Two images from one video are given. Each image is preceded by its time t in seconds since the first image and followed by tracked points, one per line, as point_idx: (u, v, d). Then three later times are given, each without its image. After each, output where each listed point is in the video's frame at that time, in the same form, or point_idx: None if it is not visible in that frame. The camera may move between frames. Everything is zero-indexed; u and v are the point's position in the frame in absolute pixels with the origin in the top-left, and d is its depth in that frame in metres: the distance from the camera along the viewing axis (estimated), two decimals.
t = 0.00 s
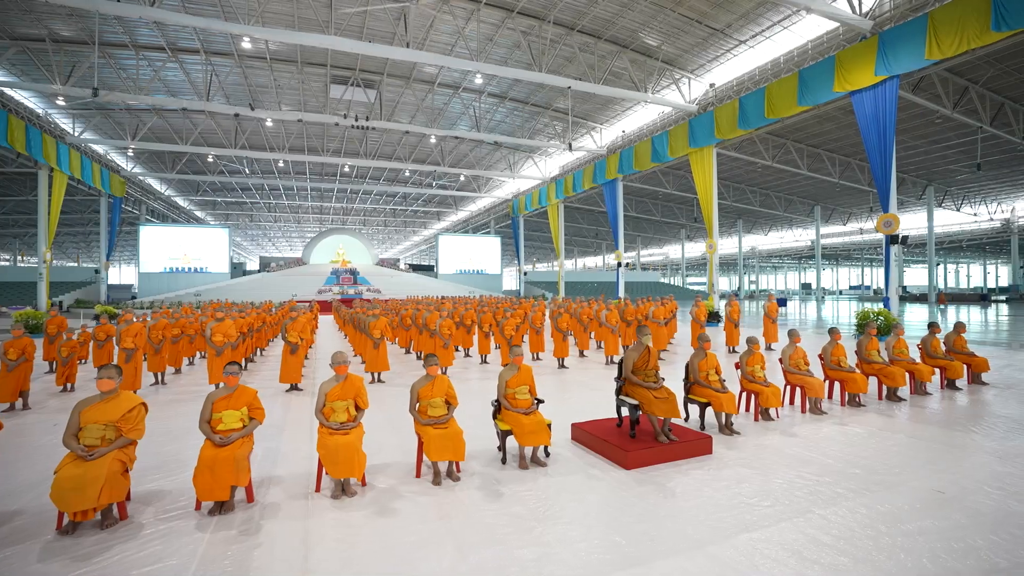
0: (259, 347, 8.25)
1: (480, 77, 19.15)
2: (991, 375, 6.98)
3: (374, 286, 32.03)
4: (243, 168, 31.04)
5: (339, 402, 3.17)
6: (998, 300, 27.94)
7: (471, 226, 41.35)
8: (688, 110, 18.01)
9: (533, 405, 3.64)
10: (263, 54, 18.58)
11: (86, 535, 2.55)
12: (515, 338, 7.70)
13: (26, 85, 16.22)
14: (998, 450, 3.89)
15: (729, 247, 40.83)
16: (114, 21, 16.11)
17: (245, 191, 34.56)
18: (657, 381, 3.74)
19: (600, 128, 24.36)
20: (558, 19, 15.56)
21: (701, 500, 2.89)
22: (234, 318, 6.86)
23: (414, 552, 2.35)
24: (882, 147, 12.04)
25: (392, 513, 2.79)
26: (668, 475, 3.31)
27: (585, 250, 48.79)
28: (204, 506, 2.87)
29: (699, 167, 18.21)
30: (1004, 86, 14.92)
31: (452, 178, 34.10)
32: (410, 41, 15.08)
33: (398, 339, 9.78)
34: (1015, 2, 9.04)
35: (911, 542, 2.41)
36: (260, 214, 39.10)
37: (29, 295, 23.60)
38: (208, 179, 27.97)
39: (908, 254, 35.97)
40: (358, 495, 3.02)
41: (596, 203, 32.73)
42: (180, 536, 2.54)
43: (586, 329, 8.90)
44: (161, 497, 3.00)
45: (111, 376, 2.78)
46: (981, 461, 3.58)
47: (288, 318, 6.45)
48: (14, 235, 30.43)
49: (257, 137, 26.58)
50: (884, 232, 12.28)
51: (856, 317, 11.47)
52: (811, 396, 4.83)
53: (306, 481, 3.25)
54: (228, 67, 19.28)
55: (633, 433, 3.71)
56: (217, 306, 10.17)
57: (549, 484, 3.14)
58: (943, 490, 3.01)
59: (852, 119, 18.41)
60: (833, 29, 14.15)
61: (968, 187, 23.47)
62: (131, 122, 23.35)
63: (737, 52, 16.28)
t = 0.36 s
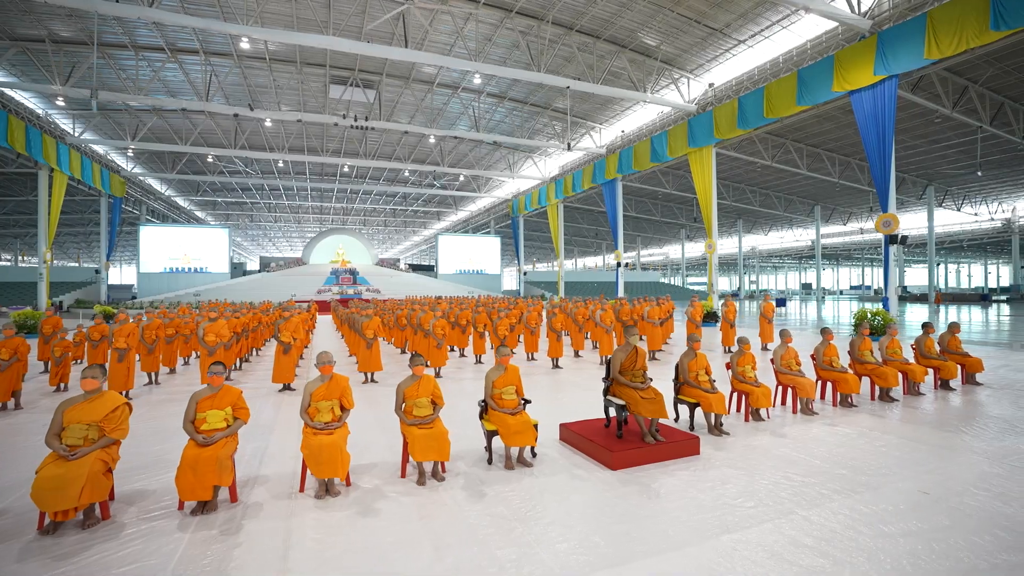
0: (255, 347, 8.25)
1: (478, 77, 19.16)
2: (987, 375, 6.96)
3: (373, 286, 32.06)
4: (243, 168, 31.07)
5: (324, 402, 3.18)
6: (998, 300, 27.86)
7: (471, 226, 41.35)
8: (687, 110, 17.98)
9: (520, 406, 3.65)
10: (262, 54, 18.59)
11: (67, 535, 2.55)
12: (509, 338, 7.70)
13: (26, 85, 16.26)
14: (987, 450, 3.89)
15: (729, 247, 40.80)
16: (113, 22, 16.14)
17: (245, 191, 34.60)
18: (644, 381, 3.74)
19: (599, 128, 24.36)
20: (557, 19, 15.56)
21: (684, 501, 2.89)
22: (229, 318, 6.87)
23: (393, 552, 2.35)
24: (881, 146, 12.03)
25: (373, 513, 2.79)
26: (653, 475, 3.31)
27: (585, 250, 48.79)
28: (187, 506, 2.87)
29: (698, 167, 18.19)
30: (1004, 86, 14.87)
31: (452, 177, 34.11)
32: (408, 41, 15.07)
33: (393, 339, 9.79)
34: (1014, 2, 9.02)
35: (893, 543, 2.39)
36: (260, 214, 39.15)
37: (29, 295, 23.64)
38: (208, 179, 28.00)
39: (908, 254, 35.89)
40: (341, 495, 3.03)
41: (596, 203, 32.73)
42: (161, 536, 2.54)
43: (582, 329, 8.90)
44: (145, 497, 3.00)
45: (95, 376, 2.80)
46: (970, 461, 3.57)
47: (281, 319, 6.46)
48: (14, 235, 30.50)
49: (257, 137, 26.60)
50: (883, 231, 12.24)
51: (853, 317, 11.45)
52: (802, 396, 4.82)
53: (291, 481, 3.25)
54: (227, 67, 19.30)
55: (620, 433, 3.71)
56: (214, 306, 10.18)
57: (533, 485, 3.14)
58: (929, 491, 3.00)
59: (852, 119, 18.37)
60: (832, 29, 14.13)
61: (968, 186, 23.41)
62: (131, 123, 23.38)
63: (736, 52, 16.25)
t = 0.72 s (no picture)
0: (250, 347, 8.25)
1: (478, 77, 19.18)
2: (984, 376, 6.90)
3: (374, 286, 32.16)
4: (245, 168, 31.16)
5: (307, 403, 3.19)
6: (1002, 300, 27.67)
7: (472, 225, 41.41)
8: (687, 109, 17.93)
9: (505, 406, 3.65)
10: (262, 55, 18.63)
11: (44, 536, 2.55)
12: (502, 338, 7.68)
13: (28, 87, 16.35)
14: (979, 451, 3.85)
15: (730, 247, 40.73)
16: (114, 23, 16.21)
17: (247, 191, 34.71)
18: (631, 381, 3.72)
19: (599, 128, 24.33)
20: (557, 18, 15.54)
21: (666, 502, 2.88)
22: (224, 318, 6.88)
23: (368, 554, 2.35)
24: (883, 144, 11.95)
25: (353, 514, 2.79)
26: (637, 476, 3.29)
27: (587, 250, 48.76)
28: (168, 506, 2.86)
29: (698, 167, 18.14)
30: (1007, 84, 14.75)
31: (452, 178, 34.14)
32: (408, 41, 15.07)
33: (389, 339, 9.80)
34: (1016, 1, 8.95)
35: (873, 547, 2.36)
36: (262, 215, 39.27)
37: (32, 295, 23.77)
38: (209, 179, 28.09)
39: (911, 254, 35.71)
40: (323, 496, 3.02)
41: (597, 203, 32.69)
42: (139, 536, 2.54)
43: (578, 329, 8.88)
44: (126, 498, 3.01)
45: (77, 376, 2.80)
46: (960, 463, 3.53)
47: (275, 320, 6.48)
48: (18, 235, 30.68)
49: (258, 138, 26.67)
50: (884, 231, 12.13)
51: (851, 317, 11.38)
52: (794, 397, 4.79)
53: (274, 481, 3.25)
54: (228, 68, 19.35)
55: (606, 434, 3.69)
56: (211, 306, 10.19)
57: (516, 486, 3.13)
58: (914, 494, 2.96)
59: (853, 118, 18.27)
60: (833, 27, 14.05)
61: (972, 186, 23.27)
62: (133, 124, 23.46)
63: (736, 51, 16.20)
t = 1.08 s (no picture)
0: (248, 347, 8.24)
1: (480, 77, 19.16)
2: (985, 376, 6.83)
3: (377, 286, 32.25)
4: (248, 169, 31.24)
5: (293, 402, 3.19)
6: (1009, 300, 27.43)
7: (475, 225, 41.45)
8: (689, 108, 17.86)
9: (493, 406, 3.65)
10: (265, 56, 18.69)
11: (27, 535, 2.56)
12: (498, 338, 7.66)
13: (33, 89, 16.46)
14: (974, 453, 3.80)
15: (734, 246, 40.57)
16: (118, 24, 16.29)
17: (250, 192, 34.85)
18: (620, 382, 3.70)
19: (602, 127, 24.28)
20: (558, 18, 15.49)
21: (652, 504, 2.84)
22: (222, 318, 6.88)
23: (346, 554, 2.35)
24: (886, 143, 11.88)
25: (336, 514, 2.78)
26: (625, 477, 3.26)
27: (590, 250, 48.71)
28: (151, 506, 2.87)
29: (700, 166, 18.09)
30: (1012, 82, 14.60)
31: (455, 178, 34.15)
32: (409, 41, 15.06)
33: (387, 339, 9.82)
34: None
35: (856, 549, 2.34)
36: (266, 215, 39.43)
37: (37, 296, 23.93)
38: (213, 180, 28.22)
39: (916, 253, 35.46)
40: (307, 496, 3.03)
41: (599, 203, 32.64)
42: (121, 535, 2.55)
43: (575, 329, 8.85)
44: (112, 496, 3.02)
45: (62, 376, 2.81)
46: (954, 464, 3.49)
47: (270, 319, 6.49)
48: (24, 235, 30.91)
49: (261, 138, 26.77)
50: (888, 230, 12.01)
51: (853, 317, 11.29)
52: (787, 398, 4.74)
53: (259, 481, 3.25)
54: (231, 68, 19.42)
55: (594, 435, 3.67)
56: (211, 306, 10.21)
57: (500, 487, 3.12)
58: (903, 496, 2.93)
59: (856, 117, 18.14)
60: (835, 26, 13.96)
61: (977, 185, 23.07)
62: (137, 124, 23.57)
63: (738, 50, 16.13)
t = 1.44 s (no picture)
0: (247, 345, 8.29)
1: (482, 77, 19.16)
2: (986, 377, 6.75)
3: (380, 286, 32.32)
4: (253, 169, 31.39)
5: (279, 402, 3.18)
6: (1016, 300, 27.16)
7: (479, 225, 41.51)
8: (693, 107, 17.78)
9: (481, 406, 3.64)
10: (267, 56, 18.76)
11: (10, 532, 2.57)
12: (494, 337, 7.64)
13: (38, 90, 16.58)
14: (969, 454, 3.75)
15: (738, 246, 40.40)
16: (122, 25, 16.40)
17: (255, 192, 35.03)
18: (609, 381, 3.67)
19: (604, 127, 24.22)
20: (560, 17, 15.45)
21: (636, 505, 2.81)
22: (221, 318, 6.93)
23: (325, 553, 2.33)
24: (891, 142, 11.76)
25: (319, 514, 2.78)
26: (612, 477, 3.24)
27: (594, 250, 48.62)
28: (136, 504, 2.87)
29: (703, 166, 18.02)
30: (1019, 79, 14.43)
31: (458, 177, 34.18)
32: (411, 41, 15.07)
33: (387, 339, 9.84)
34: None
35: (840, 553, 2.30)
36: (271, 215, 39.62)
37: (44, 295, 24.11)
38: (217, 180, 28.38)
39: (923, 252, 35.17)
40: (292, 495, 3.02)
41: (603, 202, 32.58)
42: (102, 534, 2.55)
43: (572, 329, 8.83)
44: (98, 495, 3.02)
45: (48, 374, 2.82)
46: (947, 466, 3.44)
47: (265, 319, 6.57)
48: (32, 236, 31.20)
49: (265, 138, 26.90)
50: (891, 230, 11.84)
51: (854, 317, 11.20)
52: (782, 398, 4.70)
53: (246, 479, 3.25)
54: (234, 69, 19.51)
55: (582, 436, 3.64)
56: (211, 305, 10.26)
57: (485, 488, 3.10)
58: (892, 499, 2.89)
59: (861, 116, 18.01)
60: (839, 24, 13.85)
61: (984, 184, 22.85)
62: (141, 125, 23.67)
63: (742, 49, 16.05)
